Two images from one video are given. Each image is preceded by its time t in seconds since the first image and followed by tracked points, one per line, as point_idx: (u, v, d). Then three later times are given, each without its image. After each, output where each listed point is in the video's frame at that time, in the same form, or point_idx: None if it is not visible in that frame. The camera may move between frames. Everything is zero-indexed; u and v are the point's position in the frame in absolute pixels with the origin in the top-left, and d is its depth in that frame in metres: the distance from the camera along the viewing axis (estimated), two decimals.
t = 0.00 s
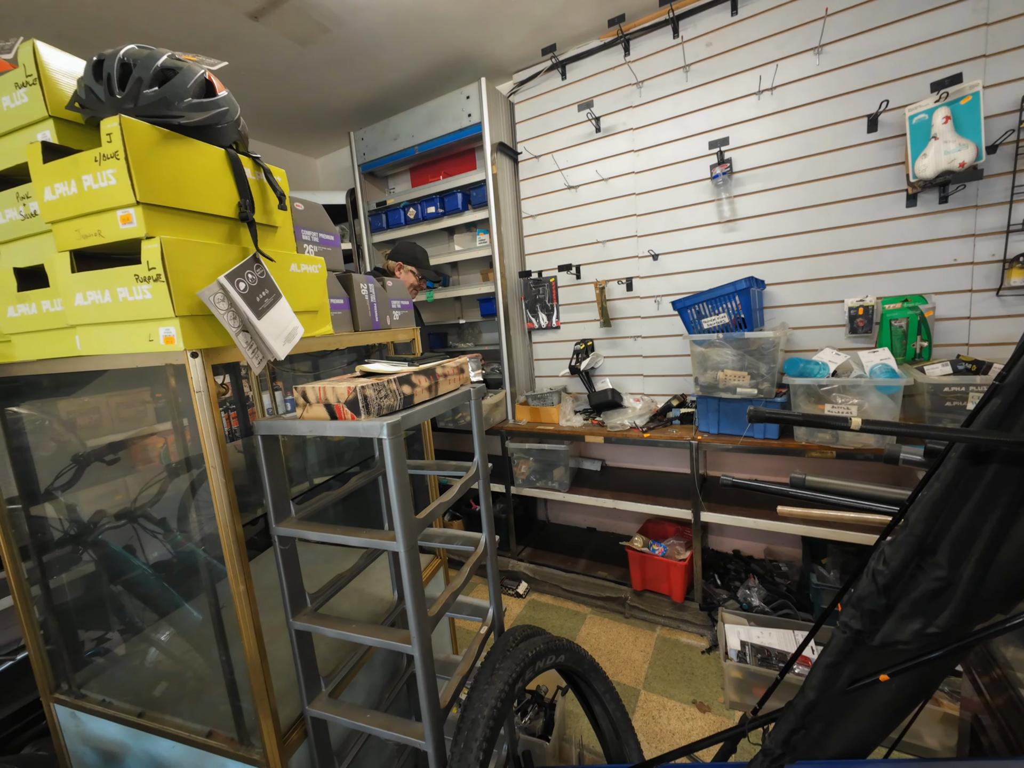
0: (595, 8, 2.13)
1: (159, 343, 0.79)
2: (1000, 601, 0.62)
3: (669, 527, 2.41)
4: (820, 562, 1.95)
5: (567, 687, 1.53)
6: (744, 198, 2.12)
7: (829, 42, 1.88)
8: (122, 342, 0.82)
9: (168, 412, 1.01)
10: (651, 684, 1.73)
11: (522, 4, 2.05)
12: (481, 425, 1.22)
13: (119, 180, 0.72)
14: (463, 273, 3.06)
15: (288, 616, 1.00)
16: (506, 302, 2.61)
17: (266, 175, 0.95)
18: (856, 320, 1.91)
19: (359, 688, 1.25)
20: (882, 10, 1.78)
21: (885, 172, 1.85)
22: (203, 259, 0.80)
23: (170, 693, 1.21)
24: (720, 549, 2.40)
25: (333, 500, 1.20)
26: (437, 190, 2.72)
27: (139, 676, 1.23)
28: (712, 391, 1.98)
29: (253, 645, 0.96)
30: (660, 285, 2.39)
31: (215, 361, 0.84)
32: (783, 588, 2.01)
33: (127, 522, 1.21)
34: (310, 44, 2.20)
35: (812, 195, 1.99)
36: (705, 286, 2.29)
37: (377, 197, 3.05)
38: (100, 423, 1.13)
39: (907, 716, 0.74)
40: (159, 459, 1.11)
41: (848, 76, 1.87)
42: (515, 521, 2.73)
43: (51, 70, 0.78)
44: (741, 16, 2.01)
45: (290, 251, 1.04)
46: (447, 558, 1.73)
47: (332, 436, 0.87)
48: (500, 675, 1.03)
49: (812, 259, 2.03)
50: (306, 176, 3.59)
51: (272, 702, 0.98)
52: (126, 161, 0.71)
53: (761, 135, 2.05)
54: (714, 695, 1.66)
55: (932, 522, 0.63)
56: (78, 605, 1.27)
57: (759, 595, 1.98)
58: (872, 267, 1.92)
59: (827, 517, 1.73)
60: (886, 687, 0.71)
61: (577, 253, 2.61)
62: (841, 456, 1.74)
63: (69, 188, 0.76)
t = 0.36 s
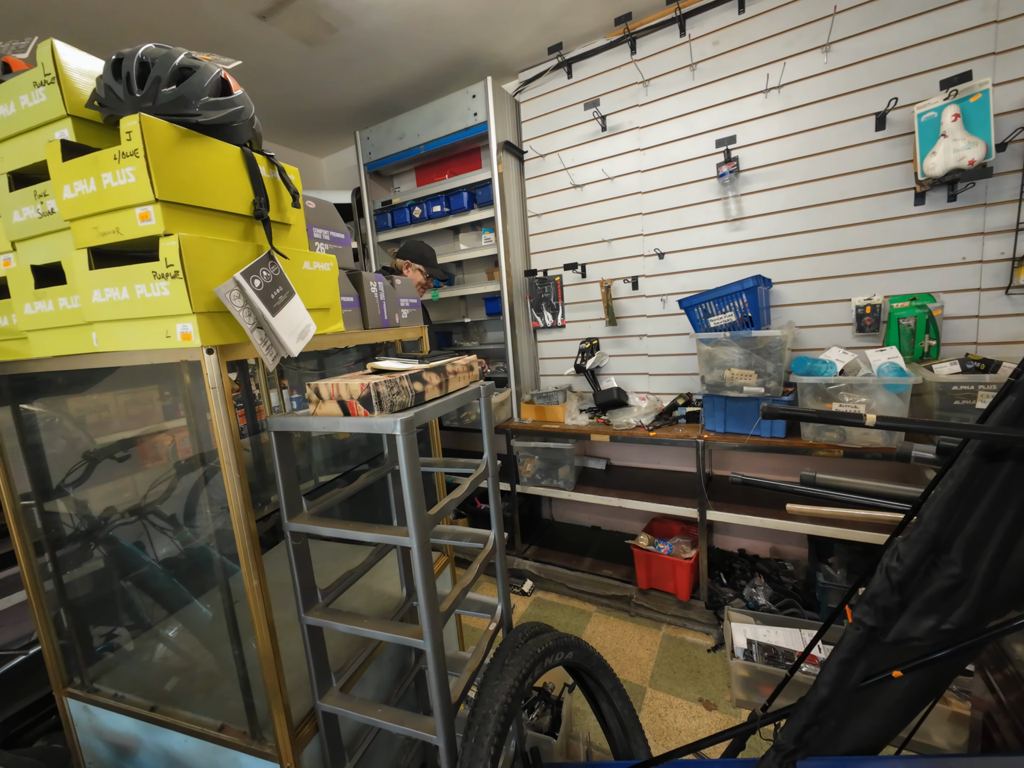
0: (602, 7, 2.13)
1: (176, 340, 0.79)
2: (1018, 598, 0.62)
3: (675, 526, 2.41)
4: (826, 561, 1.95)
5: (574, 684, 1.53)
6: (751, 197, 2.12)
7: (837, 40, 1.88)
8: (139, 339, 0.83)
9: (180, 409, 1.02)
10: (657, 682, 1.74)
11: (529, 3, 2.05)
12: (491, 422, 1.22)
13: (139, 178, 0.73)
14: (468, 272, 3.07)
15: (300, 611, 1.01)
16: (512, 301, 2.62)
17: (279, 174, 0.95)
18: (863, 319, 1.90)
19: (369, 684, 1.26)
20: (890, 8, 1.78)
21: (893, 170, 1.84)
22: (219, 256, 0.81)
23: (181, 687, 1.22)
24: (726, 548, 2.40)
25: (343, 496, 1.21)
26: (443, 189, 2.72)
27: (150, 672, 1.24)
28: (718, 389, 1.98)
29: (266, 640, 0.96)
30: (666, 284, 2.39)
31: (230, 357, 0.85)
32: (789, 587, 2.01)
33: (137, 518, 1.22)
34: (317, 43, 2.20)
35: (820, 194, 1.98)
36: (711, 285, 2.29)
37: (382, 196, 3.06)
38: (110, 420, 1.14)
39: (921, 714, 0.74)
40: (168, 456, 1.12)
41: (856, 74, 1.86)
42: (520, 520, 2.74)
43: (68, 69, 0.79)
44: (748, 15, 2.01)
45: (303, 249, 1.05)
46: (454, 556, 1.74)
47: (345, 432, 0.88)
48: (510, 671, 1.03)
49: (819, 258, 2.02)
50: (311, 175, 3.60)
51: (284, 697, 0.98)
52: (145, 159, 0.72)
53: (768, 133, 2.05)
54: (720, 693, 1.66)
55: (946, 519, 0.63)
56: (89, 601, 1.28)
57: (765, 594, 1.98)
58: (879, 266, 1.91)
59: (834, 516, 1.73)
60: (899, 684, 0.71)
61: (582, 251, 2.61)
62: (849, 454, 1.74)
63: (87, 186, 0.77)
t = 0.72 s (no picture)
0: (603, 6, 2.12)
1: (175, 337, 0.80)
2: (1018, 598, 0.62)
3: (675, 525, 2.40)
4: (827, 560, 1.94)
5: (573, 682, 1.53)
6: (753, 195, 2.12)
7: (839, 38, 1.87)
8: (140, 336, 0.84)
9: (180, 407, 1.03)
10: (657, 681, 1.74)
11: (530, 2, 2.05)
12: (490, 420, 1.22)
13: (138, 175, 0.73)
14: (469, 271, 3.07)
15: (299, 608, 1.01)
16: (513, 300, 2.62)
17: (279, 171, 0.96)
18: (865, 318, 1.90)
19: (369, 680, 1.27)
20: (892, 6, 1.77)
21: (895, 169, 1.84)
22: (219, 253, 0.81)
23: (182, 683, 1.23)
24: (726, 548, 2.39)
25: (343, 494, 1.21)
26: (444, 188, 2.73)
27: (151, 667, 1.25)
28: (719, 388, 1.98)
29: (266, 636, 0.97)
30: (667, 283, 2.38)
31: (229, 354, 0.85)
32: (790, 586, 2.01)
33: (139, 515, 1.23)
34: (318, 42, 2.21)
35: (821, 192, 1.98)
36: (712, 284, 2.29)
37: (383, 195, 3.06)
38: (112, 418, 1.15)
39: (920, 712, 0.74)
40: (169, 454, 1.13)
41: (858, 72, 1.86)
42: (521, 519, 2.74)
43: (69, 67, 0.79)
44: (750, 13, 2.01)
45: (303, 247, 1.05)
46: (454, 554, 1.74)
47: (344, 429, 0.88)
48: (509, 668, 1.03)
49: (821, 256, 2.02)
50: (313, 175, 3.61)
51: (284, 693, 0.99)
52: (145, 156, 0.72)
53: (770, 132, 2.05)
54: (720, 692, 1.66)
55: (944, 517, 0.63)
56: (91, 597, 1.29)
57: (765, 593, 1.98)
58: (881, 264, 1.90)
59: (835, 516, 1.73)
60: (897, 682, 0.71)
61: (583, 250, 2.61)
62: (850, 453, 1.74)
63: (88, 183, 0.78)
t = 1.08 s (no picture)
0: (607, 5, 2.12)
1: (184, 336, 0.80)
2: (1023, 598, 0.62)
3: (678, 525, 2.41)
4: (831, 560, 1.94)
5: (576, 681, 1.54)
6: (756, 195, 2.11)
7: (844, 37, 1.87)
8: (148, 335, 0.84)
9: (187, 405, 1.03)
10: (660, 680, 1.74)
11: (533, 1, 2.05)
12: (494, 420, 1.23)
13: (148, 175, 0.74)
14: (472, 270, 3.08)
15: (305, 605, 1.02)
16: (516, 300, 2.62)
17: (286, 171, 0.96)
18: (869, 317, 1.89)
19: (374, 677, 1.28)
20: (898, 4, 1.76)
21: (900, 168, 1.83)
22: (226, 253, 0.82)
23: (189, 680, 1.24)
24: (729, 547, 2.40)
25: (348, 492, 1.22)
26: (447, 187, 2.73)
27: (157, 664, 1.26)
28: (722, 388, 1.98)
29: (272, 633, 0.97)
30: (671, 283, 2.38)
31: (237, 353, 0.86)
32: (793, 586, 2.01)
33: (145, 512, 1.23)
34: (322, 42, 2.21)
35: (824, 192, 1.98)
36: (716, 284, 2.29)
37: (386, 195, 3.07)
38: (119, 417, 1.16)
39: (924, 712, 0.74)
40: (176, 452, 1.13)
41: (863, 71, 1.85)
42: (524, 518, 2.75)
43: (78, 68, 0.80)
44: (754, 12, 2.00)
45: (309, 246, 1.05)
46: (457, 552, 1.74)
47: (351, 428, 0.89)
48: (513, 667, 1.04)
49: (825, 256, 2.01)
50: (316, 174, 3.62)
51: (290, 689, 0.99)
52: (154, 157, 0.73)
53: (774, 131, 2.04)
54: (723, 691, 1.66)
55: (949, 517, 0.63)
56: (98, 594, 1.30)
57: (769, 593, 1.98)
58: (885, 264, 1.90)
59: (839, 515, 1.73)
60: (901, 682, 0.71)
61: (587, 249, 2.61)
62: (854, 453, 1.73)
63: (98, 183, 0.78)
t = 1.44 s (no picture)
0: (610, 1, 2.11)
1: (184, 334, 0.80)
2: None
3: (680, 524, 2.40)
4: (833, 560, 1.93)
5: (577, 680, 1.54)
6: (760, 193, 2.10)
7: (849, 34, 1.85)
8: (148, 333, 0.84)
9: (187, 404, 1.03)
10: (661, 679, 1.74)
11: None
12: (496, 419, 1.22)
13: (147, 172, 0.73)
14: (474, 269, 3.07)
15: (306, 605, 1.02)
16: (518, 298, 2.61)
17: (286, 168, 0.95)
18: (873, 316, 1.87)
19: (375, 677, 1.27)
20: None
21: (905, 166, 1.82)
22: (226, 250, 0.81)
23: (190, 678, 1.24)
24: (731, 547, 2.39)
25: (349, 491, 1.21)
26: (449, 185, 2.72)
27: (159, 662, 1.26)
28: (725, 387, 1.97)
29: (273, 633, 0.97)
30: (673, 281, 2.37)
31: (237, 352, 0.85)
32: (795, 586, 2.00)
33: (146, 511, 1.23)
34: (323, 39, 2.20)
35: (829, 190, 1.96)
36: (718, 282, 2.27)
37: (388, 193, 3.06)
38: (120, 415, 1.15)
39: (929, 714, 0.73)
40: (177, 451, 1.13)
41: (868, 67, 1.84)
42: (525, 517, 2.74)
43: (77, 64, 0.79)
44: (758, 8, 1.99)
45: (310, 244, 1.05)
46: (458, 551, 1.74)
47: (351, 427, 0.89)
48: (514, 667, 1.03)
49: (829, 254, 2.00)
50: (318, 172, 3.61)
51: (290, 689, 0.99)
52: (154, 153, 0.72)
53: (778, 128, 2.03)
54: (725, 691, 1.66)
55: (956, 518, 0.62)
56: (100, 592, 1.30)
57: (771, 593, 1.98)
58: (890, 262, 1.88)
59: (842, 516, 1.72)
60: (907, 685, 0.70)
61: (589, 247, 2.60)
62: (857, 453, 1.72)
63: (97, 180, 0.77)
